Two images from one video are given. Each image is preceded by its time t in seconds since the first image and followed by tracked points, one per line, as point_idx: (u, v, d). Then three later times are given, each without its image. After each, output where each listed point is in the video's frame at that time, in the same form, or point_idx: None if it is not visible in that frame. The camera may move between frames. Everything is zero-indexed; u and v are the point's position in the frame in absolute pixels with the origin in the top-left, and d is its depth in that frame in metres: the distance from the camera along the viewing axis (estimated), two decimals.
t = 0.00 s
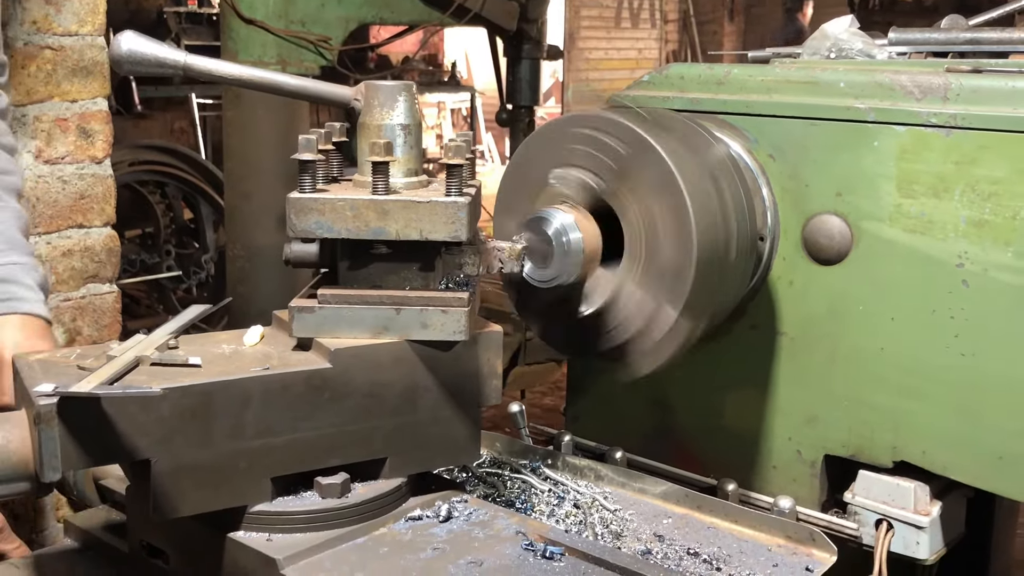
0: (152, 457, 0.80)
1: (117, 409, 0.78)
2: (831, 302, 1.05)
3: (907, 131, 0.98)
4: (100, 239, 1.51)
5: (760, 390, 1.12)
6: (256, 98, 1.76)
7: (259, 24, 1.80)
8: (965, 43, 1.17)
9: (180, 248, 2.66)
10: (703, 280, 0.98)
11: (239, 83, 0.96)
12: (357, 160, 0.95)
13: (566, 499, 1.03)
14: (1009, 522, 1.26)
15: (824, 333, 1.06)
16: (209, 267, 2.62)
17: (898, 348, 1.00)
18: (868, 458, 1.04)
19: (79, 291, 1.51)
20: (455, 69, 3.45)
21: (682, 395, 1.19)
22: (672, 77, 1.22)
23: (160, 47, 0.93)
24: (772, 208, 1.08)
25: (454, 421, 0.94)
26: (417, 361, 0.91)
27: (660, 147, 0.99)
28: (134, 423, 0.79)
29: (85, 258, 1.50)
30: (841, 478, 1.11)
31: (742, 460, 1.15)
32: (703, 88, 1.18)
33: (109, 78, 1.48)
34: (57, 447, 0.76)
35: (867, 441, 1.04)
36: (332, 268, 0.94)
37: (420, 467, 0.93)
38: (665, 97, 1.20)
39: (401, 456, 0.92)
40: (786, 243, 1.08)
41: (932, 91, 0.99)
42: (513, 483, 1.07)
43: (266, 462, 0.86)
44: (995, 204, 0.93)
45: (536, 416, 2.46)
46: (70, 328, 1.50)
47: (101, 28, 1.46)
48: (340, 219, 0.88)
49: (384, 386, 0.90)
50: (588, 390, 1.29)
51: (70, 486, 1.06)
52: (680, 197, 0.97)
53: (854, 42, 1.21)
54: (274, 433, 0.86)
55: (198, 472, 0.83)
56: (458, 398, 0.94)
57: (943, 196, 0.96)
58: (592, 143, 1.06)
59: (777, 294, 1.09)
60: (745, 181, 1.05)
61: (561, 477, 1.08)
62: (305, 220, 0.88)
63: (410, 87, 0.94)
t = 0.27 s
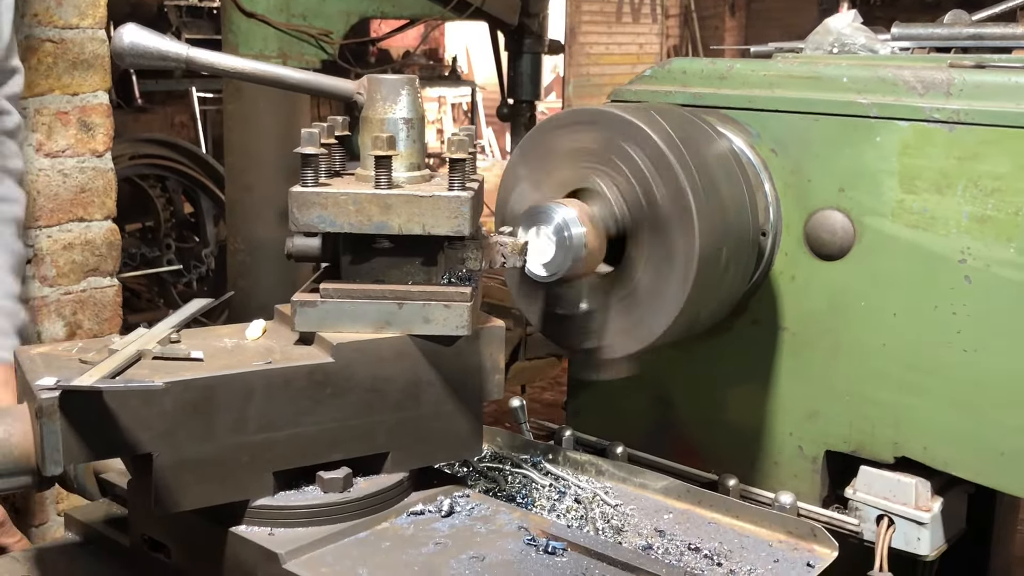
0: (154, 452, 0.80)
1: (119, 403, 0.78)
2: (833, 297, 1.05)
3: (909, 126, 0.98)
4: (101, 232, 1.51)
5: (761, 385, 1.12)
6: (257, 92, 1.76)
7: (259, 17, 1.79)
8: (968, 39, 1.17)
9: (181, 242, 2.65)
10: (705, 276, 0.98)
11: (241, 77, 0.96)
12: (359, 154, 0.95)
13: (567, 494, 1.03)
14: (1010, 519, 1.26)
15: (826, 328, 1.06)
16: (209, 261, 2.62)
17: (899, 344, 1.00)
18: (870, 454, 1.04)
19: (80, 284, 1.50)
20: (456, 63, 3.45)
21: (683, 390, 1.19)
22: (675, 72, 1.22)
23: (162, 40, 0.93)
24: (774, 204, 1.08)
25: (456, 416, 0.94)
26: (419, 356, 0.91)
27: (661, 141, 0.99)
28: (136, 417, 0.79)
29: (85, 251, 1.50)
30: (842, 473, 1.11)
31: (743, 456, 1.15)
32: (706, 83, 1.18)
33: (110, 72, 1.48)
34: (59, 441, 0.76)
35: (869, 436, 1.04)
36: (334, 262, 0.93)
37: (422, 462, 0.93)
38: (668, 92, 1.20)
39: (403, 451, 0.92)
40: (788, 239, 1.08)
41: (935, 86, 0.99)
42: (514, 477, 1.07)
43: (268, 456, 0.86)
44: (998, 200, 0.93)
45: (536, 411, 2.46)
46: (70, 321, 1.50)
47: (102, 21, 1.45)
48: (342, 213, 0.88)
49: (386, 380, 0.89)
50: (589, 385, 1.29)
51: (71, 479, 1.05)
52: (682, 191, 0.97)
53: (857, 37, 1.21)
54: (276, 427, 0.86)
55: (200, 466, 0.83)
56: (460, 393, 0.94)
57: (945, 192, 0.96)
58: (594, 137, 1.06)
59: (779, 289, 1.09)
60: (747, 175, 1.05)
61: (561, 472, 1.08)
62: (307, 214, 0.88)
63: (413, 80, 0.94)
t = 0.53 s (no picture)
0: (159, 443, 0.80)
1: (123, 394, 0.78)
2: (837, 289, 1.05)
3: (913, 117, 0.98)
4: (103, 225, 1.51)
5: (764, 377, 1.12)
6: (260, 85, 1.76)
7: (261, 10, 1.78)
8: (973, 29, 1.17)
9: (182, 236, 2.65)
10: (710, 267, 0.98)
11: (245, 68, 0.96)
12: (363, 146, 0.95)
13: (571, 486, 1.03)
14: (1015, 511, 1.26)
15: (829, 320, 1.06)
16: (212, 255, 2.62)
17: (903, 335, 1.00)
18: (873, 446, 1.04)
19: (82, 277, 1.50)
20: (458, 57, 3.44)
21: (686, 382, 1.19)
22: (678, 63, 1.21)
23: (166, 31, 0.93)
24: (777, 195, 1.07)
25: (461, 408, 0.94)
26: (424, 347, 0.90)
27: (665, 132, 0.99)
28: (140, 408, 0.79)
29: (87, 244, 1.49)
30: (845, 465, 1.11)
31: (746, 448, 1.15)
32: (709, 74, 1.18)
33: (112, 64, 1.47)
34: (63, 432, 0.76)
35: (872, 428, 1.04)
36: (338, 254, 0.93)
37: (426, 454, 0.93)
38: (671, 83, 1.20)
39: (408, 443, 0.92)
40: (792, 231, 1.08)
41: (939, 77, 0.98)
42: (518, 469, 1.07)
43: (273, 448, 0.86)
44: (1003, 191, 0.93)
45: (540, 405, 2.45)
46: (73, 314, 1.50)
47: (104, 13, 1.45)
48: (347, 204, 0.88)
49: (391, 372, 0.89)
50: (591, 378, 1.28)
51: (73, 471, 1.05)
52: (686, 182, 0.97)
53: (861, 27, 1.20)
54: (280, 419, 0.86)
55: (204, 458, 0.83)
56: (464, 385, 0.93)
57: (950, 182, 0.96)
58: (598, 128, 1.05)
59: (782, 281, 1.09)
60: (751, 166, 1.05)
61: (565, 464, 1.08)
62: (311, 205, 0.88)
63: (417, 71, 0.94)
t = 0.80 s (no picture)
0: (161, 437, 0.81)
1: (126, 389, 0.78)
2: (838, 283, 1.04)
3: (914, 110, 0.98)
4: (105, 221, 1.51)
5: (765, 371, 1.12)
6: (261, 80, 1.76)
7: (262, 6, 1.77)
8: (974, 23, 1.16)
9: (184, 232, 2.65)
10: (710, 260, 0.97)
11: (246, 62, 0.96)
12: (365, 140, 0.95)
13: (572, 480, 1.04)
14: (1017, 504, 1.26)
15: (831, 313, 1.06)
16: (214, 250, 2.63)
17: (904, 329, 1.00)
18: (875, 439, 1.04)
19: (84, 273, 1.50)
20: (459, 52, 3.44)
21: (688, 377, 1.19)
22: (679, 57, 1.21)
23: (167, 26, 0.94)
24: (778, 188, 1.07)
25: (463, 402, 0.94)
26: (426, 342, 0.91)
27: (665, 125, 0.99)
28: (143, 403, 0.79)
29: (89, 240, 1.49)
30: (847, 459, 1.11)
31: (748, 442, 1.15)
32: (711, 68, 1.18)
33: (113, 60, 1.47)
34: (66, 427, 0.76)
35: (874, 422, 1.04)
36: (340, 248, 0.93)
37: (428, 448, 0.93)
38: (672, 77, 1.20)
39: (410, 437, 0.92)
40: (793, 224, 1.08)
41: (940, 70, 0.98)
42: (519, 463, 1.07)
43: (275, 442, 0.86)
44: (1004, 184, 0.93)
45: (542, 400, 2.45)
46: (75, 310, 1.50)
47: (105, 9, 1.45)
48: (349, 199, 0.88)
49: (393, 366, 0.89)
50: (593, 373, 1.29)
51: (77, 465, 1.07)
52: (686, 172, 0.97)
53: (862, 21, 1.20)
54: (282, 414, 0.86)
55: (207, 453, 0.83)
56: (467, 379, 0.94)
57: (951, 176, 0.96)
58: (598, 122, 1.05)
59: (784, 275, 1.09)
60: (752, 160, 1.05)
61: (566, 459, 1.09)
62: (313, 200, 0.88)
63: (418, 65, 0.94)
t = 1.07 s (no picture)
0: (163, 434, 0.81)
1: (127, 386, 0.78)
2: (838, 280, 1.05)
3: (914, 107, 0.98)
4: (106, 218, 1.51)
5: (765, 367, 1.12)
6: (262, 78, 1.76)
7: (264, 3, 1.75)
8: (975, 19, 1.16)
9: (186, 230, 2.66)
10: (711, 255, 0.98)
11: (247, 59, 0.96)
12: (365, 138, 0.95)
13: (572, 476, 1.04)
14: (1017, 501, 1.26)
15: (831, 311, 1.06)
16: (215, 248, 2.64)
17: (904, 325, 1.00)
18: (875, 436, 1.04)
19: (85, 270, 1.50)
20: (460, 49, 3.44)
21: (688, 374, 1.19)
22: (679, 54, 1.21)
23: (169, 23, 0.94)
24: (779, 185, 1.07)
25: (464, 399, 0.94)
26: (427, 339, 0.91)
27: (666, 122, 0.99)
28: (144, 400, 0.79)
29: (90, 237, 1.50)
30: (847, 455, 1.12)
31: (748, 438, 1.15)
32: (711, 65, 1.18)
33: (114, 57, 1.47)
34: (68, 424, 0.76)
35: (874, 419, 1.04)
36: (341, 246, 0.94)
37: (429, 445, 0.94)
38: (672, 74, 1.20)
39: (411, 434, 0.92)
40: (793, 221, 1.08)
41: (940, 67, 0.98)
42: (519, 460, 1.07)
43: (276, 439, 0.86)
44: (1004, 181, 0.93)
45: (542, 397, 2.46)
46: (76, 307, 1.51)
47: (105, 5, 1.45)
48: (349, 197, 0.88)
49: (394, 363, 0.90)
50: (593, 369, 1.29)
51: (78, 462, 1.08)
52: (688, 173, 0.97)
53: (862, 18, 1.20)
54: (283, 411, 0.86)
55: (209, 449, 0.83)
56: (468, 376, 0.94)
57: (951, 172, 0.96)
58: (597, 121, 1.06)
59: (784, 272, 1.09)
60: (752, 157, 1.05)
61: (566, 455, 1.09)
62: (314, 197, 0.88)
63: (420, 63, 0.94)
